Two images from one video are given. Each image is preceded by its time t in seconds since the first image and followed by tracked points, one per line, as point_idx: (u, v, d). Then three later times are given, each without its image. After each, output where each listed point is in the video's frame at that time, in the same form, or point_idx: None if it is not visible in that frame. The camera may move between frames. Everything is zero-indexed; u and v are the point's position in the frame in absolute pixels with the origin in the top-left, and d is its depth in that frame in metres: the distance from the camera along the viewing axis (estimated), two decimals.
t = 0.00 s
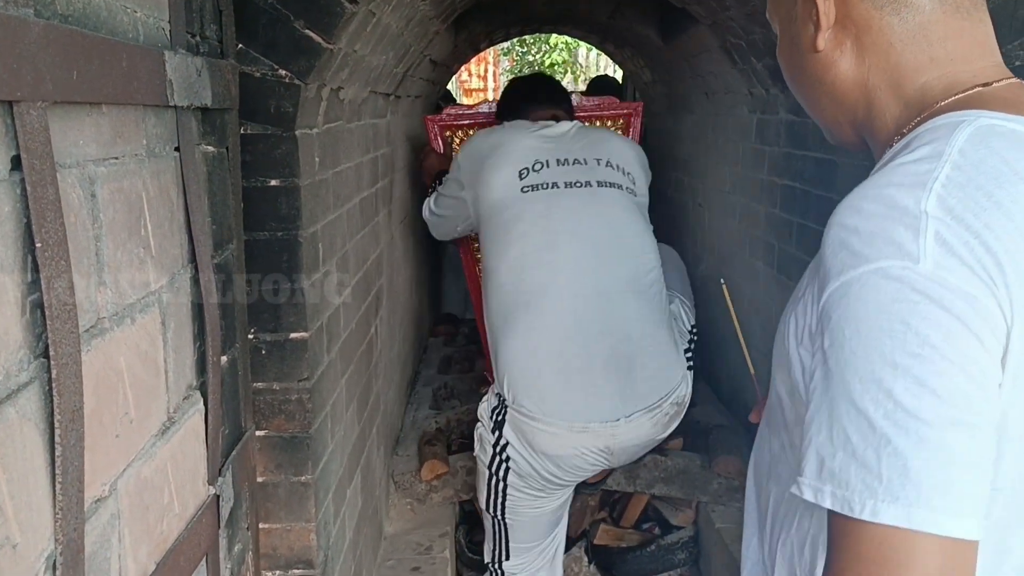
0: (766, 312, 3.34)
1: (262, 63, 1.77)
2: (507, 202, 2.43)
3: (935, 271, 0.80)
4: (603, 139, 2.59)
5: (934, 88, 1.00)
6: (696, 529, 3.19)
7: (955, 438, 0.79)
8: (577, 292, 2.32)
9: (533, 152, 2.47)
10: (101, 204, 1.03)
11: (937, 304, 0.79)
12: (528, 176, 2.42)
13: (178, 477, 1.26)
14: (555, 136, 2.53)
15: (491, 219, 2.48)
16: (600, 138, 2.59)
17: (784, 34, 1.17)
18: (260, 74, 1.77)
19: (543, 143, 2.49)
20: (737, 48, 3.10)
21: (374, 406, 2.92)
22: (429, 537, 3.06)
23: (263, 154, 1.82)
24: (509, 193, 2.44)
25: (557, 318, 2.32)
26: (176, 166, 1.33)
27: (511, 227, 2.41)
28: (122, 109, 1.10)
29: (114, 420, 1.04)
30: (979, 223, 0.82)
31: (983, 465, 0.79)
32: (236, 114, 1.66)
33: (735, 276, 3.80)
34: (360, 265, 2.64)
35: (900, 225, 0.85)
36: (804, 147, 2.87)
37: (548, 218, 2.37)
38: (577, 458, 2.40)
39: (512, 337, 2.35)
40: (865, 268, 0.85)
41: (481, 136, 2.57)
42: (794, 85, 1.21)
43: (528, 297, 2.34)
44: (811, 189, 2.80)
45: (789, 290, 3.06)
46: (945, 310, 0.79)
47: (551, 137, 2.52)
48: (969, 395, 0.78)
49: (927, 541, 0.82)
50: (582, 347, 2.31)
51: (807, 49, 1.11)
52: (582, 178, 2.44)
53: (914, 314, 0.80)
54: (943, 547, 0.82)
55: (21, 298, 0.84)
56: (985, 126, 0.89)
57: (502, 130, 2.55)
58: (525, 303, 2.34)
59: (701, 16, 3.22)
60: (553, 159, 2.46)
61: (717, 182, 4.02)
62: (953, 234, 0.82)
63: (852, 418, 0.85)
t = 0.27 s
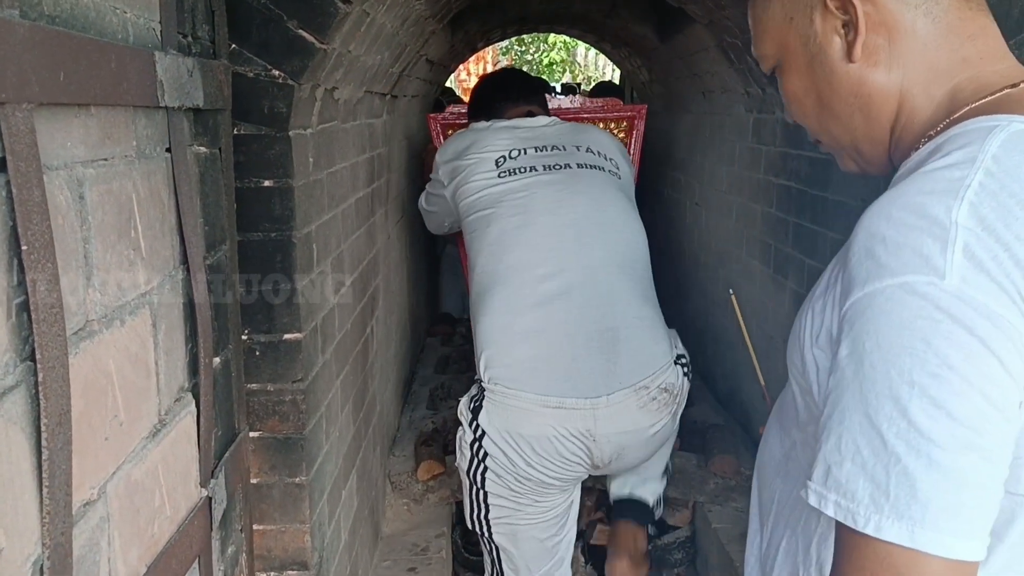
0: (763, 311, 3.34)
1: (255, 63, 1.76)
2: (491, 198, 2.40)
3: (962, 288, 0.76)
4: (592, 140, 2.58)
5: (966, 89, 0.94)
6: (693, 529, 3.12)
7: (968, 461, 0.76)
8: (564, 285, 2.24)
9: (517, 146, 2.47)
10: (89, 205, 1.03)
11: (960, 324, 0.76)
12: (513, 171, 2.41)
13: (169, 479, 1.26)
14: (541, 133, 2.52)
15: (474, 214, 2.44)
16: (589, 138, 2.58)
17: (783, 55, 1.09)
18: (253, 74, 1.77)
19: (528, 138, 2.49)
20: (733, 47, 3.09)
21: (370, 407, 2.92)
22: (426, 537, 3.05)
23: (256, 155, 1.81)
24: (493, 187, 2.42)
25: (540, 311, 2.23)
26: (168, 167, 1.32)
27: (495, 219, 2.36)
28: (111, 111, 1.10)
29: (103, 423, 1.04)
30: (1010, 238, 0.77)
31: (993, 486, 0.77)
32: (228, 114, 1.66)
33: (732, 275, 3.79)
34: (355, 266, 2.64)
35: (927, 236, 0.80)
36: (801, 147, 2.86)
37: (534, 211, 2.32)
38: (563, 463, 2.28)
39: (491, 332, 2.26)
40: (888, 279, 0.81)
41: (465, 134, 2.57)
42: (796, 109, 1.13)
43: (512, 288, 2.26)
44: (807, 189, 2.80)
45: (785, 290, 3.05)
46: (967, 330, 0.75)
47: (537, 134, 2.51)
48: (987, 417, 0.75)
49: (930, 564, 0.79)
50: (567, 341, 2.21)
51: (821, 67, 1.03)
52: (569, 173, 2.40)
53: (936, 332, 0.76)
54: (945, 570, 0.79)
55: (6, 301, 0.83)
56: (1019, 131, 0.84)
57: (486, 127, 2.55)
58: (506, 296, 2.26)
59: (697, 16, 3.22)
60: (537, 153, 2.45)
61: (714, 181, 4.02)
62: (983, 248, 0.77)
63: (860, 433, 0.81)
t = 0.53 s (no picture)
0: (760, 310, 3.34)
1: (250, 64, 1.76)
2: (511, 196, 2.37)
3: (991, 308, 0.75)
4: (602, 137, 2.57)
5: (965, 93, 0.95)
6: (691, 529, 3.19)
7: (1001, 482, 0.74)
8: (587, 290, 2.25)
9: (536, 142, 2.43)
10: (81, 208, 1.03)
11: (992, 345, 0.74)
12: (533, 168, 2.38)
13: (164, 481, 1.26)
14: (556, 130, 2.49)
15: (491, 212, 2.40)
16: (599, 135, 2.57)
17: (773, 85, 1.05)
18: (248, 75, 1.76)
19: (543, 133, 2.46)
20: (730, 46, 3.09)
21: (368, 407, 2.91)
22: (424, 537, 3.05)
23: (251, 156, 1.81)
24: (511, 184, 2.38)
25: (564, 315, 2.24)
26: (162, 169, 1.32)
27: (516, 219, 2.34)
28: (104, 113, 1.10)
29: (96, 426, 1.03)
30: None
31: None
32: (223, 115, 1.65)
33: (729, 274, 3.79)
34: (352, 267, 2.64)
35: (950, 256, 0.79)
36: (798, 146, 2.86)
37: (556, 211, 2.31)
38: (575, 466, 2.31)
39: (513, 333, 2.26)
40: (912, 302, 0.78)
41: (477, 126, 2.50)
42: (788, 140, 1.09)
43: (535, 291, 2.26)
44: (804, 188, 2.80)
45: (783, 289, 3.05)
46: (1000, 351, 0.74)
47: (551, 131, 2.48)
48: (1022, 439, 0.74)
49: None
50: (591, 348, 2.22)
51: (826, 89, 1.00)
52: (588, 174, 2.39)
53: (969, 355, 0.74)
54: None
55: None
56: None
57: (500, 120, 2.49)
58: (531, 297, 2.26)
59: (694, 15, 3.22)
60: (556, 151, 2.42)
61: (712, 180, 4.02)
62: (1008, 266, 0.76)
63: (897, 461, 0.78)
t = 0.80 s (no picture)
0: (759, 307, 3.34)
1: (246, 59, 1.74)
2: (548, 198, 2.35)
3: None
4: (614, 124, 2.57)
5: (971, 94, 1.00)
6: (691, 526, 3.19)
7: None
8: (638, 292, 2.32)
9: (562, 138, 2.40)
10: (74, 201, 1.02)
11: None
12: (567, 168, 2.36)
13: (160, 478, 1.25)
14: (577, 122, 2.46)
15: (527, 215, 2.38)
16: (613, 123, 2.57)
17: (777, 106, 1.07)
18: (244, 70, 1.75)
19: (566, 126, 2.42)
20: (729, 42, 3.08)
21: (366, 405, 2.91)
22: (422, 535, 3.04)
23: (248, 152, 1.80)
24: (546, 184, 2.35)
25: (619, 319, 2.29)
26: (157, 164, 1.31)
27: (558, 223, 2.34)
28: (98, 105, 1.09)
29: (90, 422, 1.02)
30: None
31: None
32: (219, 110, 1.64)
33: (728, 271, 3.79)
34: (350, 264, 2.63)
35: (1010, 272, 0.79)
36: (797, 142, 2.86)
37: (601, 214, 2.33)
38: (622, 456, 2.40)
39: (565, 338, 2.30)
40: (980, 321, 0.77)
41: (495, 119, 2.42)
42: (793, 163, 1.11)
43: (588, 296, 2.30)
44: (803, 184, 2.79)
45: (782, 285, 3.05)
46: None
47: (571, 122, 2.45)
48: None
49: None
50: (646, 348, 2.30)
51: (839, 104, 1.03)
52: (618, 171, 2.42)
53: None
54: None
55: None
56: None
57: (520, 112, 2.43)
58: (587, 303, 2.30)
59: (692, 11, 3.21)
60: (583, 147, 2.41)
61: (710, 177, 4.02)
62: None
63: (991, 492, 0.75)
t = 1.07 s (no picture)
0: (760, 306, 3.34)
1: (245, 59, 1.74)
2: (583, 198, 2.25)
3: None
4: (629, 103, 2.46)
5: (1005, 108, 0.94)
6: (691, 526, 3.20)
7: None
8: (665, 284, 2.35)
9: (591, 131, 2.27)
10: (75, 201, 1.01)
11: None
12: (599, 165, 2.25)
13: (161, 479, 1.24)
14: (599, 110, 2.33)
15: (559, 214, 2.27)
16: (627, 102, 2.46)
17: (796, 133, 0.97)
18: (243, 70, 1.75)
19: (591, 116, 2.30)
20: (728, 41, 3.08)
21: (366, 405, 2.90)
22: (422, 536, 3.04)
23: (248, 152, 1.80)
24: (580, 182, 2.23)
25: (650, 313, 2.32)
26: (157, 164, 1.30)
27: (592, 221, 2.27)
28: (98, 105, 1.08)
29: (91, 422, 1.02)
30: None
31: None
32: (219, 110, 1.64)
33: (728, 271, 3.79)
34: (350, 264, 2.62)
35: None
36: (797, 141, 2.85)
37: (632, 210, 2.30)
38: (646, 439, 2.46)
39: (594, 337, 2.31)
40: None
41: (515, 111, 2.23)
42: (814, 196, 0.99)
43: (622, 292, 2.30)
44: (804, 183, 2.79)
45: (782, 285, 3.04)
46: None
47: (593, 108, 2.32)
48: None
49: None
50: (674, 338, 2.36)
51: (870, 127, 0.93)
52: (642, 161, 2.36)
53: None
54: None
55: None
56: None
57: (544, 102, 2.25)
58: (621, 299, 2.30)
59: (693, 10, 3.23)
60: (611, 139, 2.30)
61: (710, 176, 4.01)
62: None
63: None
